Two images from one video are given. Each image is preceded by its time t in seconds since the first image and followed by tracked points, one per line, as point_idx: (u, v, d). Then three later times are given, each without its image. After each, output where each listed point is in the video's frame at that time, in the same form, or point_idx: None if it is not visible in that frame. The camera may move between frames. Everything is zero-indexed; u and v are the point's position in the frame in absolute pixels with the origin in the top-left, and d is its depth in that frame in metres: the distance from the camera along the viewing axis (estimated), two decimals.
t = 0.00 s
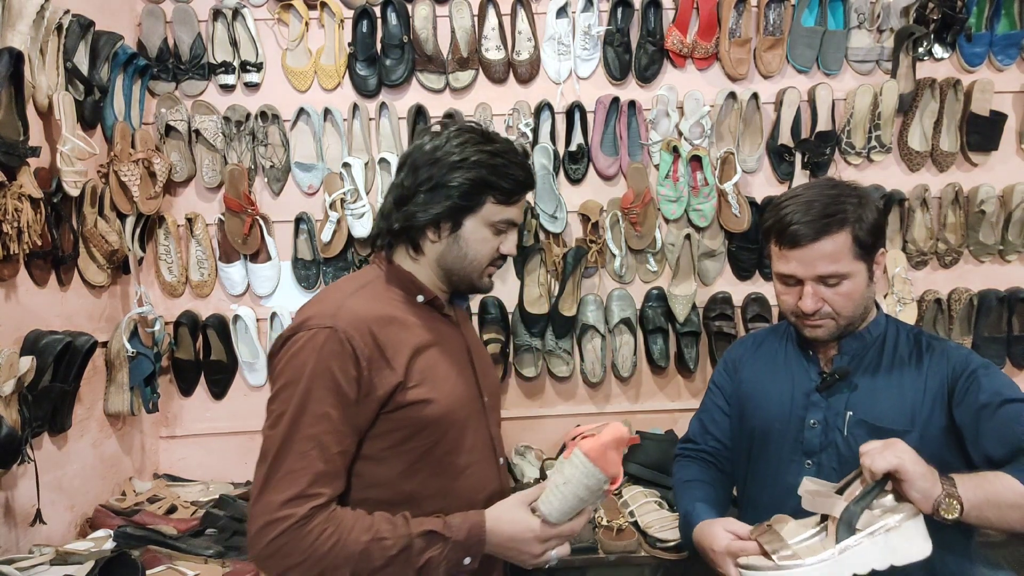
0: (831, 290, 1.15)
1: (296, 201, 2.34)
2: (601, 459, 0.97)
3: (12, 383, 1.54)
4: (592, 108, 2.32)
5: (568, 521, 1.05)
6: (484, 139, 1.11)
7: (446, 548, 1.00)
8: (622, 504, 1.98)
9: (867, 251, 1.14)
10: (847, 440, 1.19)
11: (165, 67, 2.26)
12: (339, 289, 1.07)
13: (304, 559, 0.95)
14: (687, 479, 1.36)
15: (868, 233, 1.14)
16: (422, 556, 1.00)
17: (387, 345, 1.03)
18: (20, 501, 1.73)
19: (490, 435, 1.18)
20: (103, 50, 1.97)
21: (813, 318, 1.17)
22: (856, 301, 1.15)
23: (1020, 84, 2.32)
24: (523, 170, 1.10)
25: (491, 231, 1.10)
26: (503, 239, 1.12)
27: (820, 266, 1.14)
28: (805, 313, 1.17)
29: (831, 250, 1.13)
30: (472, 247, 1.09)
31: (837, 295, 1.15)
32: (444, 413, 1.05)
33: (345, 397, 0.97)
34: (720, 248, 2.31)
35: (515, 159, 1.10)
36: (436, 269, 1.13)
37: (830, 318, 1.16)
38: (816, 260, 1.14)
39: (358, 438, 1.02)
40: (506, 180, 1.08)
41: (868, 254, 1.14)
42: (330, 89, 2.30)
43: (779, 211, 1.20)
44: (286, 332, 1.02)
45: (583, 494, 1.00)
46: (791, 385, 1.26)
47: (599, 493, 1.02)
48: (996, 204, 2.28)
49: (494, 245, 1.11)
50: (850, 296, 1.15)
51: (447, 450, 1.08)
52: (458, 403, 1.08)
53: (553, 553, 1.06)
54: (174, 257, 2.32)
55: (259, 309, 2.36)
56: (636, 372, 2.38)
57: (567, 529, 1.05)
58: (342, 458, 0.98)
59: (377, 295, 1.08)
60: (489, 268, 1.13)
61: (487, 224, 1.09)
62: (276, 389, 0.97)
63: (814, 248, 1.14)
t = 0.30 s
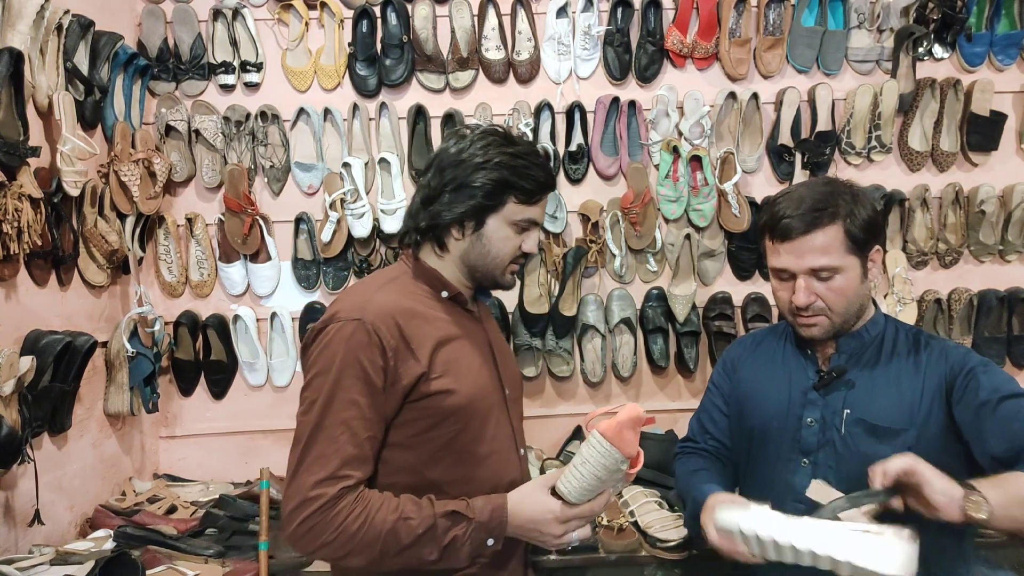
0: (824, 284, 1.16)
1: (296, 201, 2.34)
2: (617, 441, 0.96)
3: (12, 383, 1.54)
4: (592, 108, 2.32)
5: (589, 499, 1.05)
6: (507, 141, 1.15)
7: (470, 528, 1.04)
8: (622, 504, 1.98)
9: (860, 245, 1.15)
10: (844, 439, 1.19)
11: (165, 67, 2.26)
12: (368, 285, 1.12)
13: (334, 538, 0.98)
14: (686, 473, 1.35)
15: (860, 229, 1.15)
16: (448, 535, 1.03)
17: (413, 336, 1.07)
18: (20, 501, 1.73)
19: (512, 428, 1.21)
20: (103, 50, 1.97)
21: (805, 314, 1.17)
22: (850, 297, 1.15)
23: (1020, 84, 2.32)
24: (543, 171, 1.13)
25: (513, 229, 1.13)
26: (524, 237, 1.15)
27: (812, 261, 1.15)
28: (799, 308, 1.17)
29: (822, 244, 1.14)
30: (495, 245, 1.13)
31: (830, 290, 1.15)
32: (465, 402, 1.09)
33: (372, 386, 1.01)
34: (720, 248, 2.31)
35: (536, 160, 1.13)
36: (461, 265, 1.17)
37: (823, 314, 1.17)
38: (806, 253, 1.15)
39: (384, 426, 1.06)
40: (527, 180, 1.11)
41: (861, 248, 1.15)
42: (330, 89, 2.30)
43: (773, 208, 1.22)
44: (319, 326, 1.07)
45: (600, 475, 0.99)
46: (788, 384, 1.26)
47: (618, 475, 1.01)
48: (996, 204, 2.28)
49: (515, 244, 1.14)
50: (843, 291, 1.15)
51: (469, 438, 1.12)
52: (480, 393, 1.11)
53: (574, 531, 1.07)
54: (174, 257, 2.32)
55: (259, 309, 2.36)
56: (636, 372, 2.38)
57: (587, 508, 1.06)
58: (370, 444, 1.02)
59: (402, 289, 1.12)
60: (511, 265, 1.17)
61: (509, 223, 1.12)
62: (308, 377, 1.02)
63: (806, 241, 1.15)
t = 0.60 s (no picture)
0: (824, 276, 1.16)
1: (296, 201, 2.34)
2: (611, 444, 0.95)
3: (12, 383, 1.54)
4: (592, 108, 2.32)
5: (583, 502, 1.04)
6: (518, 144, 1.18)
7: (466, 521, 1.08)
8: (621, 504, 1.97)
9: (860, 238, 1.15)
10: (842, 436, 1.18)
11: (165, 67, 2.26)
12: (385, 283, 1.19)
13: (338, 520, 1.04)
14: (687, 470, 1.35)
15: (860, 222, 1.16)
16: (443, 526, 1.07)
17: (424, 332, 1.13)
18: (20, 501, 1.73)
19: (525, 424, 1.23)
20: (103, 50, 1.97)
21: (805, 306, 1.17)
22: (848, 290, 1.16)
23: (1020, 84, 2.32)
24: (552, 173, 1.17)
25: (524, 229, 1.16)
26: (537, 236, 1.19)
27: (813, 250, 1.15)
28: (799, 298, 1.17)
29: (823, 234, 1.14)
30: (506, 245, 1.17)
31: (829, 282, 1.16)
32: (473, 398, 1.14)
33: (382, 379, 1.07)
34: (720, 248, 2.31)
35: (545, 162, 1.16)
36: (474, 264, 1.22)
37: (822, 306, 1.17)
38: (807, 243, 1.16)
39: (393, 417, 1.12)
40: (535, 181, 1.14)
41: (861, 241, 1.16)
42: (330, 89, 2.30)
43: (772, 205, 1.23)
44: (337, 319, 1.15)
45: (594, 478, 0.99)
46: (785, 382, 1.27)
47: (612, 480, 1.00)
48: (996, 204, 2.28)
49: (527, 243, 1.17)
50: (842, 284, 1.15)
51: (480, 432, 1.16)
52: (490, 388, 1.16)
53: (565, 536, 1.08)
54: (174, 257, 2.32)
55: (259, 309, 2.36)
56: (636, 372, 2.38)
57: (579, 511, 1.05)
58: (379, 433, 1.08)
59: (416, 287, 1.19)
60: (523, 264, 1.20)
61: (519, 224, 1.16)
62: (324, 368, 1.09)
63: (807, 232, 1.15)
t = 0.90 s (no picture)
0: (830, 272, 1.16)
1: (296, 201, 2.34)
2: (600, 437, 0.96)
3: (12, 383, 1.54)
4: (593, 108, 2.32)
5: (576, 496, 1.04)
6: (521, 147, 1.19)
7: (461, 513, 1.08)
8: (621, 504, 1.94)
9: (865, 235, 1.16)
10: (841, 434, 1.18)
11: (165, 67, 2.26)
12: (392, 282, 1.21)
13: (338, 508, 1.05)
14: (687, 469, 1.34)
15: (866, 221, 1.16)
16: (439, 517, 1.07)
17: (426, 330, 1.14)
18: (20, 501, 1.73)
19: (527, 423, 1.23)
20: (103, 50, 1.97)
21: (809, 301, 1.17)
22: (853, 287, 1.16)
23: (1020, 84, 2.32)
24: (555, 175, 1.17)
25: (525, 231, 1.16)
26: (539, 238, 1.18)
27: (819, 245, 1.15)
28: (803, 293, 1.17)
29: (829, 230, 1.15)
30: (507, 245, 1.17)
31: (834, 278, 1.15)
32: (472, 393, 1.14)
33: (384, 374, 1.09)
34: (720, 248, 2.31)
35: (547, 164, 1.16)
36: (479, 265, 1.22)
37: (825, 302, 1.16)
38: (813, 238, 1.16)
39: (395, 411, 1.13)
40: (536, 183, 1.14)
41: (866, 238, 1.16)
42: (330, 89, 2.30)
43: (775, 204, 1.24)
44: (345, 317, 1.17)
45: (584, 472, 0.99)
46: (785, 381, 1.27)
47: (602, 474, 1.01)
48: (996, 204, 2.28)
49: (529, 244, 1.17)
50: (846, 280, 1.15)
51: (481, 427, 1.16)
52: (491, 386, 1.16)
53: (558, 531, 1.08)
54: (174, 257, 2.32)
55: (259, 309, 2.36)
56: (636, 372, 2.38)
57: (569, 505, 1.04)
58: (381, 426, 1.09)
59: (421, 286, 1.20)
60: (526, 265, 1.20)
61: (521, 224, 1.16)
62: (329, 363, 1.12)
63: (813, 228, 1.16)
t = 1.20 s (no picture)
0: (827, 269, 1.16)
1: (296, 201, 2.34)
2: (596, 432, 0.96)
3: (12, 383, 1.54)
4: (593, 108, 2.32)
5: (570, 492, 1.03)
6: (519, 148, 1.19)
7: (458, 508, 1.08)
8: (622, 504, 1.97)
9: (864, 233, 1.16)
10: (841, 432, 1.18)
11: (165, 67, 2.26)
12: (393, 283, 1.21)
13: (338, 502, 1.05)
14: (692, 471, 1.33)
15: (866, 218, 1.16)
16: (437, 511, 1.07)
17: (426, 329, 1.14)
18: (20, 501, 1.73)
19: (528, 422, 1.23)
20: (103, 50, 1.97)
21: (806, 297, 1.17)
22: (851, 284, 1.16)
23: (1020, 84, 2.32)
24: (553, 176, 1.17)
25: (523, 231, 1.17)
26: (538, 237, 1.18)
27: (816, 241, 1.15)
28: (800, 290, 1.17)
29: (827, 228, 1.15)
30: (506, 245, 1.17)
31: (832, 275, 1.16)
32: (473, 391, 1.14)
33: (384, 371, 1.09)
34: (720, 248, 2.31)
35: (546, 165, 1.16)
36: (479, 266, 1.23)
37: (823, 299, 1.17)
38: (811, 235, 1.16)
39: (396, 408, 1.13)
40: (534, 183, 1.14)
41: (864, 236, 1.16)
42: (330, 89, 2.30)
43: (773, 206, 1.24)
44: (347, 317, 1.18)
45: (580, 467, 0.99)
46: (785, 379, 1.27)
47: (598, 471, 1.01)
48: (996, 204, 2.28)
49: (527, 244, 1.17)
50: (844, 277, 1.15)
51: (481, 424, 1.16)
52: (490, 384, 1.16)
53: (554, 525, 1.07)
54: (174, 257, 2.32)
55: (259, 309, 2.36)
56: (636, 372, 2.38)
57: (565, 499, 1.04)
58: (381, 422, 1.10)
59: (423, 287, 1.20)
60: (525, 264, 1.20)
61: (519, 224, 1.16)
62: (331, 362, 1.12)
63: (811, 225, 1.16)
